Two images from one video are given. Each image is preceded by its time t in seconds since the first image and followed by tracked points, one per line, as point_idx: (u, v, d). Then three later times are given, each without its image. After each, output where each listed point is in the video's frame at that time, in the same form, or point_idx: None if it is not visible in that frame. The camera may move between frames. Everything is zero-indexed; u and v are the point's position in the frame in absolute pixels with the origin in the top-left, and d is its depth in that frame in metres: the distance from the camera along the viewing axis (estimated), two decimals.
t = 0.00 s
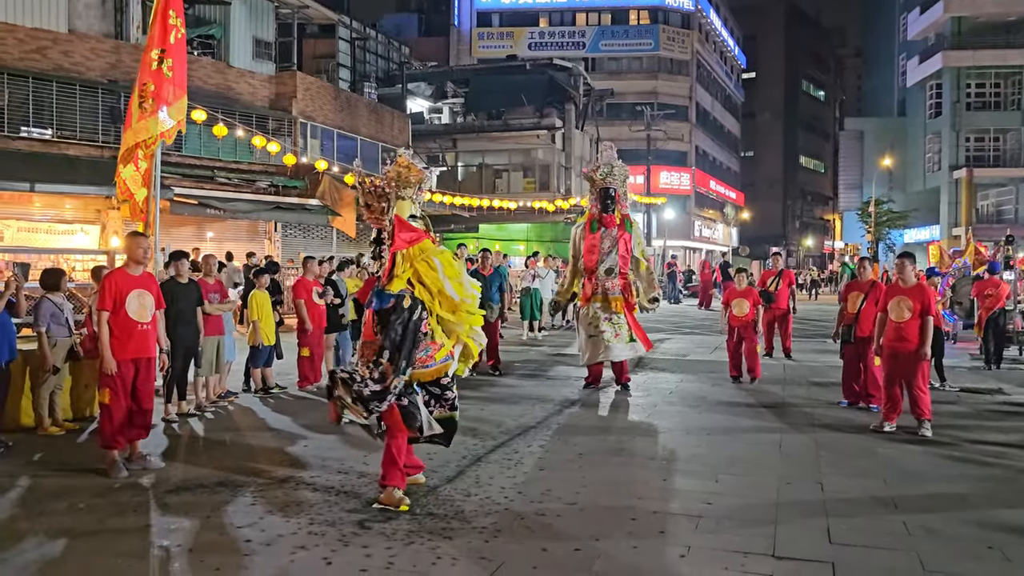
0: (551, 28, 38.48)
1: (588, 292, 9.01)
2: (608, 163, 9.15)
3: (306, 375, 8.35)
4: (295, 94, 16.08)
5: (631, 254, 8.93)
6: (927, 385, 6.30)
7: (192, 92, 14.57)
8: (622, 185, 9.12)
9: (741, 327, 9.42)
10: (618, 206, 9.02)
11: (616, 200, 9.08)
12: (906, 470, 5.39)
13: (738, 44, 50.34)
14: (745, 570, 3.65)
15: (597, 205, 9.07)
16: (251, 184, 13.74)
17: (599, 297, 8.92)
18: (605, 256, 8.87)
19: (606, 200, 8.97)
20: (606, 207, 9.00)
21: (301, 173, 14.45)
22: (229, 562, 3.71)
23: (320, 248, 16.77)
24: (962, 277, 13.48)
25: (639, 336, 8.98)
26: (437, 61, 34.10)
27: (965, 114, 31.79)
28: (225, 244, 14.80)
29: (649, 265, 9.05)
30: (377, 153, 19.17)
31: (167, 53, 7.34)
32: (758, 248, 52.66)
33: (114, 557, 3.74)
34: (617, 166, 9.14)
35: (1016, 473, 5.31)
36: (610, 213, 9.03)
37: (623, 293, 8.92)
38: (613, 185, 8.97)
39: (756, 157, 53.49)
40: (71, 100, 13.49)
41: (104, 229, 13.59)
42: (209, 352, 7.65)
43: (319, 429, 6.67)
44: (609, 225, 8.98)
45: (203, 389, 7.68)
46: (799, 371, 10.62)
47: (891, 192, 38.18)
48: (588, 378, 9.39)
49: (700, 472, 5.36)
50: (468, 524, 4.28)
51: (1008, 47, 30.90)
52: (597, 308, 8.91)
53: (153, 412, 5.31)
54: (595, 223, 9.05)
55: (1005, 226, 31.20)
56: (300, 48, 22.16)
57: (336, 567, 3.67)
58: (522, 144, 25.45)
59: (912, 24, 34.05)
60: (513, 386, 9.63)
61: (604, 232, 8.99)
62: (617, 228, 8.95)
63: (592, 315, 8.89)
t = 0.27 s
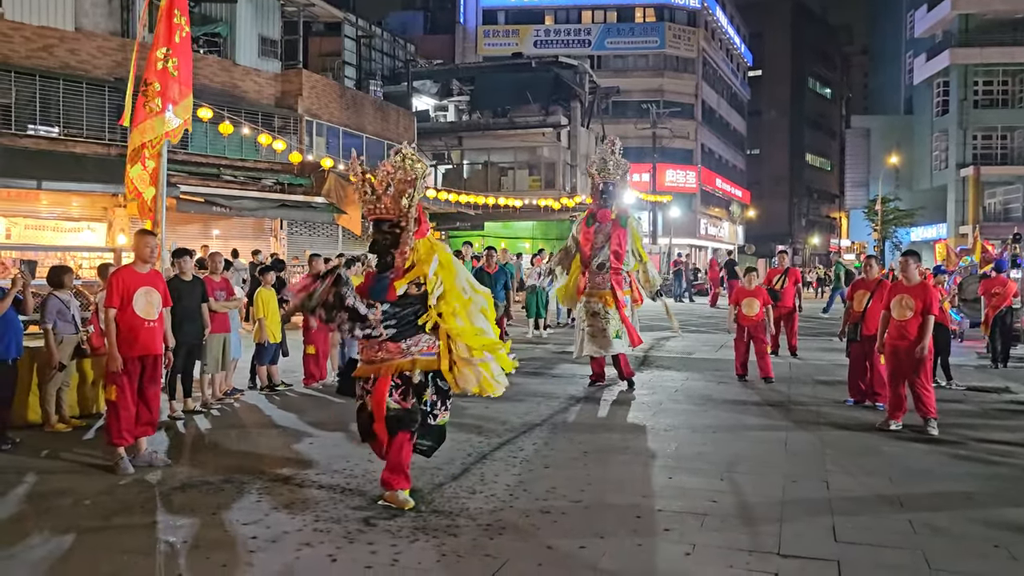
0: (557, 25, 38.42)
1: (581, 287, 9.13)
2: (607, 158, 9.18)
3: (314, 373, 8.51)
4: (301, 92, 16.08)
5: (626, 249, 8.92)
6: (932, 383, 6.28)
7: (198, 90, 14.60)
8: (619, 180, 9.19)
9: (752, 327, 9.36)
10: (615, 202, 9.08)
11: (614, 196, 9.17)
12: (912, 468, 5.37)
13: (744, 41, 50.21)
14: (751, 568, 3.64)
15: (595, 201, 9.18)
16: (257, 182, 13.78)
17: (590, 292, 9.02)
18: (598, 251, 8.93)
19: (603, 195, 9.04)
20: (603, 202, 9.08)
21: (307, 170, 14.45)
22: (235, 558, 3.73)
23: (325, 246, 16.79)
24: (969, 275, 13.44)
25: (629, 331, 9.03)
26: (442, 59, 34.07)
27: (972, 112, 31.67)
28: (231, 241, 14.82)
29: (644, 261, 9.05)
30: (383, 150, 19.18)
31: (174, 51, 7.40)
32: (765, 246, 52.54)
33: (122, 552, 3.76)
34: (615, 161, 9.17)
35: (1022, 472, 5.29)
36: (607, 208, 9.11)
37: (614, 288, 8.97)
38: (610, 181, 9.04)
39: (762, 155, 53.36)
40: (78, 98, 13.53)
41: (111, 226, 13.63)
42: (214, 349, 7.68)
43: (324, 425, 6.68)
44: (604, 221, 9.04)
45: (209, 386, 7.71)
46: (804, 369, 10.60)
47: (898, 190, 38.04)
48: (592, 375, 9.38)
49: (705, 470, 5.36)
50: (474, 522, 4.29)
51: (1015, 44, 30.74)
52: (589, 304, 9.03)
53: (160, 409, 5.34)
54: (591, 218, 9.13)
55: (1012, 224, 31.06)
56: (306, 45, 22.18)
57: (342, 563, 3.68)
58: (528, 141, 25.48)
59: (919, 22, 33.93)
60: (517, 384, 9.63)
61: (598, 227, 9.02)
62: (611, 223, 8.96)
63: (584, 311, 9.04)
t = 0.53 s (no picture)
0: (563, 23, 38.35)
1: (583, 284, 9.29)
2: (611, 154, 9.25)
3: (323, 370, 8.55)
4: (307, 90, 16.08)
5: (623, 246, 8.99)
6: (940, 381, 6.26)
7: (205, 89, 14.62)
8: (624, 176, 9.18)
9: (769, 326, 9.30)
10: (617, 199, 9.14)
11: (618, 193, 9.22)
12: (920, 467, 5.35)
13: (751, 39, 50.03)
14: (756, 566, 3.64)
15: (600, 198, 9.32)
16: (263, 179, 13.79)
17: (589, 290, 9.21)
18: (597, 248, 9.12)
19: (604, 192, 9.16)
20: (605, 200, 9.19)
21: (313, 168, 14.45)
22: (241, 555, 3.73)
23: (332, 244, 16.82)
24: (978, 274, 13.36)
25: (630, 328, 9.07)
26: (448, 57, 34.04)
27: (981, 109, 31.49)
28: (238, 239, 14.85)
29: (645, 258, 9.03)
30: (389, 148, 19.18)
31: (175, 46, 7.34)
32: (772, 245, 52.38)
33: (129, 549, 3.77)
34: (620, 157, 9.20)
35: None
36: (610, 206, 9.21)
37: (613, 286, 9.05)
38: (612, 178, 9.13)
39: (769, 152, 53.17)
40: (86, 96, 13.58)
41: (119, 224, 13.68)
42: (220, 346, 7.72)
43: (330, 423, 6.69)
44: (605, 218, 9.16)
45: (216, 384, 7.74)
46: (812, 368, 10.56)
47: (906, 188, 37.86)
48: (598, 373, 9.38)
49: (711, 468, 5.35)
50: (480, 519, 4.29)
51: None
52: (590, 301, 9.19)
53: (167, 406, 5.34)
54: (594, 216, 9.28)
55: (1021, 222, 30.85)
56: (313, 44, 22.19)
57: (348, 561, 3.69)
58: (534, 139, 25.50)
59: (928, 19, 33.76)
60: (523, 383, 9.64)
61: (599, 223, 9.18)
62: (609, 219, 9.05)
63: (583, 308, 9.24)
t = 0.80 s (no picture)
0: (572, 20, 38.29)
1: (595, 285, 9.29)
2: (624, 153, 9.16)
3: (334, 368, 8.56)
4: (315, 87, 16.11)
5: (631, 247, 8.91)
6: (951, 379, 6.22)
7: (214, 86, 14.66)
8: (636, 176, 9.13)
9: (788, 324, 9.19)
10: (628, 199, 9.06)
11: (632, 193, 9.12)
12: (930, 465, 5.32)
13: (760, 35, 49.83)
14: (764, 563, 3.64)
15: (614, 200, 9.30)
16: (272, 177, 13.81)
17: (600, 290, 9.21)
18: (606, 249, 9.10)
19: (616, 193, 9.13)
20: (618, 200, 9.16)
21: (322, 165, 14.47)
22: (250, 550, 3.76)
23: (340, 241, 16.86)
24: (988, 271, 13.29)
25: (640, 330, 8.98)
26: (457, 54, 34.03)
27: (992, 106, 31.27)
28: (247, 236, 14.89)
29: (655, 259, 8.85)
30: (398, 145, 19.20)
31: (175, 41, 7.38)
32: (781, 242, 52.21)
33: (138, 544, 3.80)
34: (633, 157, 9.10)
35: None
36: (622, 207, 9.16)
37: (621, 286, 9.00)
38: (623, 178, 9.08)
39: (778, 149, 52.96)
40: (96, 94, 13.64)
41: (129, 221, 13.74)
42: (229, 342, 7.80)
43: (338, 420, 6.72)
44: (615, 219, 9.13)
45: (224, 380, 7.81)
46: (821, 365, 10.53)
47: (916, 185, 37.66)
48: (606, 370, 9.39)
49: (719, 465, 5.34)
50: (487, 516, 4.30)
51: None
52: (600, 301, 9.18)
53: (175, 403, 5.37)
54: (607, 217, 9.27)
55: None
56: (322, 41, 22.24)
57: (356, 556, 3.70)
58: (543, 136, 25.50)
59: (938, 15, 33.53)
60: (531, 381, 9.65)
61: (610, 224, 9.18)
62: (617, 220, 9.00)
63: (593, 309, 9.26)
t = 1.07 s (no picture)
0: (579, 16, 38.18)
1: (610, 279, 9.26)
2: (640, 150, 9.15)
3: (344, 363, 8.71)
4: (323, 84, 16.11)
5: (650, 244, 8.90)
6: (960, 375, 6.20)
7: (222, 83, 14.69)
8: (652, 172, 9.10)
9: (801, 322, 9.11)
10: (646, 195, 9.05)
11: (648, 189, 9.16)
12: (939, 463, 5.30)
13: (769, 31, 49.62)
14: (772, 560, 3.63)
15: (630, 195, 9.28)
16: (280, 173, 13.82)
17: (614, 285, 9.18)
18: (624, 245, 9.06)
19: (633, 188, 9.09)
20: (634, 195, 9.13)
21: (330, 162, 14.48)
22: (259, 545, 3.78)
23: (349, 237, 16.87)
24: (999, 268, 13.22)
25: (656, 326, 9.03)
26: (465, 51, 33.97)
27: (1003, 102, 31.06)
28: (255, 233, 14.93)
29: (672, 255, 8.87)
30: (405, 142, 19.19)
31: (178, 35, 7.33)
32: (789, 238, 52.03)
33: (149, 538, 3.83)
34: (649, 152, 9.12)
35: None
36: (638, 202, 9.15)
37: (638, 282, 8.99)
38: (641, 174, 9.04)
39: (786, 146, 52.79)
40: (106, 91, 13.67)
41: (138, 218, 13.81)
42: (237, 340, 7.91)
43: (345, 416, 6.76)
44: (631, 214, 9.10)
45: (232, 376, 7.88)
46: (829, 362, 10.51)
47: (926, 181, 37.47)
48: (616, 367, 9.41)
49: (726, 462, 5.34)
50: (495, 511, 4.32)
51: None
52: (616, 297, 9.18)
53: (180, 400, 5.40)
54: (623, 212, 9.24)
55: None
56: (329, 38, 22.25)
57: (364, 551, 3.72)
58: (551, 133, 25.47)
59: (949, 9, 33.28)
60: (539, 378, 9.65)
61: (627, 219, 9.15)
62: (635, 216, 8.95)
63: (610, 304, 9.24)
